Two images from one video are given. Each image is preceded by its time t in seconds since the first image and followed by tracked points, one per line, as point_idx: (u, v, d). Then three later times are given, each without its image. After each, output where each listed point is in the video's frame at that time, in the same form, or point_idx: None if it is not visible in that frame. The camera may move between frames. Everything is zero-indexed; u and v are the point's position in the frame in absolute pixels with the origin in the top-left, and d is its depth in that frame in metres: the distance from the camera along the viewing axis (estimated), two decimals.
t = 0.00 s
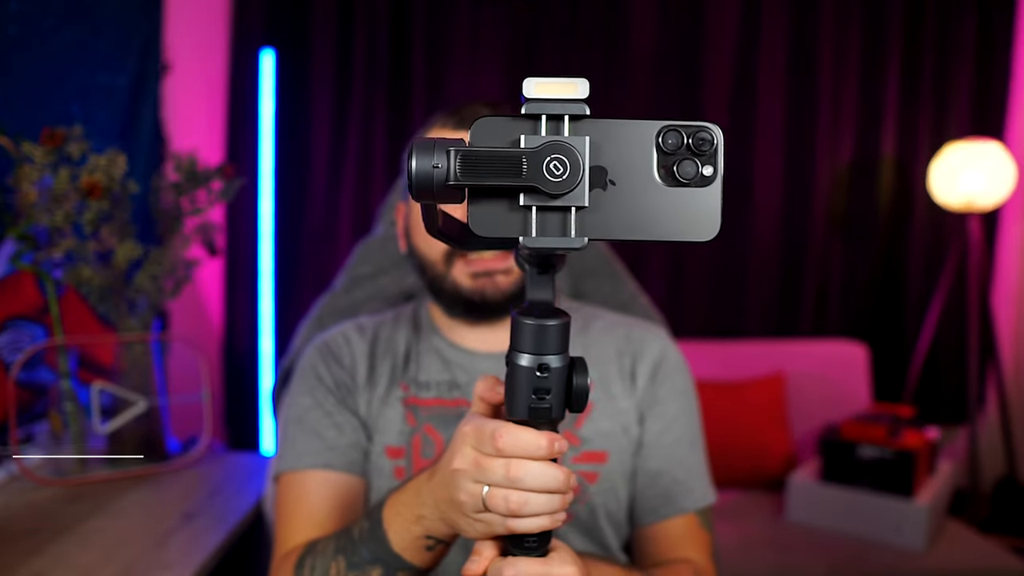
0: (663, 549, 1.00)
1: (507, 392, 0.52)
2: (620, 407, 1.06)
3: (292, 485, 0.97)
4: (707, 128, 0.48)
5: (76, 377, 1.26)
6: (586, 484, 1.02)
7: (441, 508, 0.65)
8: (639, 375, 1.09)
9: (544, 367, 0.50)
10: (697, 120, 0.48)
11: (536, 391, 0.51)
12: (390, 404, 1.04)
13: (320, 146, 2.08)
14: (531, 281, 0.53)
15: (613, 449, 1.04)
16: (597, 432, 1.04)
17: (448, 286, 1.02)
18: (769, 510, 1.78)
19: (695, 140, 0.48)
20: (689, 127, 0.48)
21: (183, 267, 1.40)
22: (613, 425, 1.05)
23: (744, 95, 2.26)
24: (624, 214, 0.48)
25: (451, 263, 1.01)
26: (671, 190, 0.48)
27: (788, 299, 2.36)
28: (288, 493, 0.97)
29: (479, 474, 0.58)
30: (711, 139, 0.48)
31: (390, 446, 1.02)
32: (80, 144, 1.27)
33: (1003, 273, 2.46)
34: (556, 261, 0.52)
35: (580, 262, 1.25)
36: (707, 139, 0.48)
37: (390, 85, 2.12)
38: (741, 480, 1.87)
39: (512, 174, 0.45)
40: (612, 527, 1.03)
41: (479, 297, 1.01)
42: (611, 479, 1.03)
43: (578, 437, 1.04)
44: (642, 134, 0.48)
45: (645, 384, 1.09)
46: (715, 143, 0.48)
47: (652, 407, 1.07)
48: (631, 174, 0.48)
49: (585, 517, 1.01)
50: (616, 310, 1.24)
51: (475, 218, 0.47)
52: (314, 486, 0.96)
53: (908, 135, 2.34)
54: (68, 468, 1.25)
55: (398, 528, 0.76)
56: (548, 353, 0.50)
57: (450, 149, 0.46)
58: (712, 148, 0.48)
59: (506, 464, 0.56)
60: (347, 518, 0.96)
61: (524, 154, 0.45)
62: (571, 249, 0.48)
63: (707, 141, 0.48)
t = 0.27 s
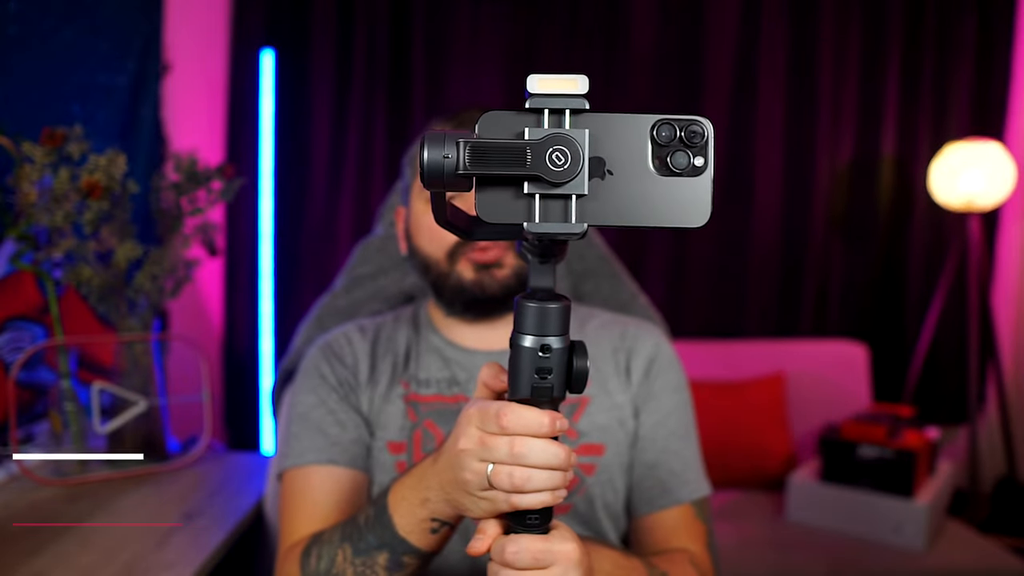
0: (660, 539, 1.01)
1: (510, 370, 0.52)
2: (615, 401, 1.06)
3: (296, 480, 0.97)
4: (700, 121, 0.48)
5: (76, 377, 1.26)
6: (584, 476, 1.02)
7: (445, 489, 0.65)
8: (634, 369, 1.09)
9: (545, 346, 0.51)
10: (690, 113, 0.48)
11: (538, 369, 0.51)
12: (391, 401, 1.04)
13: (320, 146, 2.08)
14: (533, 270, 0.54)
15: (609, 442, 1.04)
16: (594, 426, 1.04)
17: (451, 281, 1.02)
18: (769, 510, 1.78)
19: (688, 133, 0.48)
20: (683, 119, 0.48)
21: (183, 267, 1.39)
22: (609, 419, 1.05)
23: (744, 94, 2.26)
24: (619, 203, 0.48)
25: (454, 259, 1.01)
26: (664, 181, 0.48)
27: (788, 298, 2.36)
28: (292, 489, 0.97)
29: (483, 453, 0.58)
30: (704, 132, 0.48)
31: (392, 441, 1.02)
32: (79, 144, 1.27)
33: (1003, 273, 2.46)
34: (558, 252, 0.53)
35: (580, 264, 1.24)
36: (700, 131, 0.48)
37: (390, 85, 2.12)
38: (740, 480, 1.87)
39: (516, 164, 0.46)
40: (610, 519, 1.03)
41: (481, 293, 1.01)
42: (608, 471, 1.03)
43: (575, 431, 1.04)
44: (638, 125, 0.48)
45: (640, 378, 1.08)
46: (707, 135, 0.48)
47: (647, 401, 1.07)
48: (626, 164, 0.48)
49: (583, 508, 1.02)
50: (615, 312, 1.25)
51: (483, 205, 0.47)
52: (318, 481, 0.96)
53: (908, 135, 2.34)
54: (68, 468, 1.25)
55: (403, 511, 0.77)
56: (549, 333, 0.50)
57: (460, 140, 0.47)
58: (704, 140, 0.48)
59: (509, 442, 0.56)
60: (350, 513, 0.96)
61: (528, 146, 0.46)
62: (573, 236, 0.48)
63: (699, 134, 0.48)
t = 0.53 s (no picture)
0: (658, 536, 1.01)
1: (510, 368, 0.52)
2: (614, 399, 1.06)
3: (300, 478, 0.97)
4: (692, 127, 0.49)
5: (76, 377, 1.26)
6: (583, 472, 1.02)
7: (448, 485, 0.66)
8: (634, 369, 1.09)
9: (544, 345, 0.51)
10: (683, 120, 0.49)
11: (537, 368, 0.51)
12: (393, 400, 1.04)
13: (320, 145, 2.08)
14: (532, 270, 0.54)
15: (609, 440, 1.04)
16: (593, 423, 1.04)
17: (453, 281, 1.02)
18: (769, 510, 1.78)
19: (681, 138, 0.49)
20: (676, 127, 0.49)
21: (183, 267, 1.41)
22: (609, 416, 1.05)
23: (744, 94, 2.26)
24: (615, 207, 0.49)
25: (456, 257, 1.01)
26: (658, 185, 0.49)
27: (788, 298, 2.35)
28: (296, 487, 0.97)
29: (486, 449, 0.59)
30: (696, 138, 0.49)
31: (394, 438, 1.02)
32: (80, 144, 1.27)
33: (1003, 274, 2.46)
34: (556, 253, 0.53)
35: (580, 264, 1.24)
36: (692, 138, 0.49)
37: (390, 84, 2.12)
38: (741, 480, 1.87)
39: (514, 169, 0.47)
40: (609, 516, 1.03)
41: (483, 289, 1.02)
42: (607, 467, 1.03)
43: (575, 428, 1.04)
44: (632, 132, 0.49)
45: (639, 377, 1.08)
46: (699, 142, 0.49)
47: (646, 399, 1.07)
48: (622, 169, 0.49)
49: (583, 505, 1.02)
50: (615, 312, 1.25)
51: (482, 209, 0.48)
52: (322, 479, 0.96)
53: (908, 135, 2.34)
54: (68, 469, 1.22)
55: (406, 508, 0.77)
56: (548, 332, 0.50)
57: (460, 146, 0.48)
58: (696, 146, 0.49)
59: (510, 438, 0.56)
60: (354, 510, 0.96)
61: (525, 152, 0.47)
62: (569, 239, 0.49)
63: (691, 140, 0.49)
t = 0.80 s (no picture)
0: (663, 540, 1.01)
1: (517, 410, 0.52)
2: (617, 401, 1.05)
3: (291, 483, 0.97)
4: (691, 174, 0.51)
5: (76, 377, 1.26)
6: (586, 475, 1.01)
7: (455, 529, 0.66)
8: (636, 371, 1.09)
9: (551, 388, 0.51)
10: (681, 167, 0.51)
11: (543, 411, 0.51)
12: (390, 401, 1.04)
13: (320, 145, 2.08)
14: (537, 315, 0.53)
15: (612, 442, 1.03)
16: (596, 425, 1.03)
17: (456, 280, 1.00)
18: (769, 510, 1.78)
19: (680, 187, 0.51)
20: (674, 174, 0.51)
21: (183, 267, 1.41)
22: (611, 419, 1.04)
23: (744, 94, 2.26)
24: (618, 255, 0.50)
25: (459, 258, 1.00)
26: (660, 234, 0.50)
27: (788, 298, 2.35)
28: (287, 489, 0.97)
29: (494, 498, 0.59)
30: (696, 186, 0.50)
31: (390, 440, 1.02)
32: (79, 143, 1.26)
33: (1003, 273, 2.46)
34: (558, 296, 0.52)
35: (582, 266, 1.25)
36: (692, 185, 0.51)
37: (390, 84, 2.12)
38: (741, 480, 1.87)
39: (519, 221, 0.47)
40: (610, 520, 1.02)
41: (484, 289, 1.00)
42: (609, 470, 1.02)
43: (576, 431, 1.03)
44: (634, 180, 0.50)
45: (642, 379, 1.08)
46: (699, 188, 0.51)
47: (649, 402, 1.07)
48: (624, 217, 0.50)
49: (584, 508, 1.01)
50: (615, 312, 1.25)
51: (488, 258, 0.48)
52: (314, 486, 0.96)
53: (908, 135, 2.34)
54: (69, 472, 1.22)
55: (398, 538, 0.81)
56: (556, 375, 0.50)
57: (467, 197, 0.47)
58: (696, 193, 0.51)
59: (520, 489, 0.57)
60: (344, 518, 0.97)
61: (530, 204, 0.47)
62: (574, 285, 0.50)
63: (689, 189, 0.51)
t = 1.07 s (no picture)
0: (661, 557, 1.00)
1: (474, 452, 0.53)
2: (620, 414, 1.05)
3: (291, 488, 0.97)
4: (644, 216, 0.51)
5: (76, 377, 1.25)
6: (585, 488, 1.00)
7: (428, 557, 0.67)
8: (641, 384, 1.08)
9: (508, 433, 0.52)
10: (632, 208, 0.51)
11: (500, 455, 0.52)
12: (390, 406, 1.04)
13: (320, 145, 2.08)
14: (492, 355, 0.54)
15: (613, 455, 1.02)
16: (598, 437, 1.02)
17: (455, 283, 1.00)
18: (769, 510, 1.78)
19: (629, 229, 0.52)
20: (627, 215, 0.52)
21: (183, 267, 1.41)
22: (614, 431, 1.03)
23: (744, 94, 2.26)
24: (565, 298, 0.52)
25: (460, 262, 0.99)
26: (609, 276, 0.52)
27: (788, 299, 2.35)
28: (285, 493, 0.97)
29: (460, 539, 0.58)
30: (645, 227, 0.51)
31: (389, 447, 1.01)
32: (79, 144, 1.27)
33: (1003, 273, 2.46)
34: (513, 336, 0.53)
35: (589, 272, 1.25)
36: (642, 227, 0.51)
37: (390, 84, 2.12)
38: (741, 480, 1.87)
39: (461, 265, 0.49)
40: (608, 534, 1.01)
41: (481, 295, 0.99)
42: (609, 484, 1.01)
43: (578, 443, 1.02)
44: (582, 223, 0.52)
45: (646, 392, 1.07)
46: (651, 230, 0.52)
47: (652, 416, 1.06)
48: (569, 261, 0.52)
49: (582, 522, 0.99)
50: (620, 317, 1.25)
51: (431, 301, 0.50)
52: (313, 494, 0.96)
53: (908, 135, 2.34)
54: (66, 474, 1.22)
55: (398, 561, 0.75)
56: (510, 421, 0.52)
57: (406, 242, 0.49)
58: (646, 235, 0.51)
59: (484, 530, 0.57)
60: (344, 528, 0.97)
61: (471, 248, 0.49)
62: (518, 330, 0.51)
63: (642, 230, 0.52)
